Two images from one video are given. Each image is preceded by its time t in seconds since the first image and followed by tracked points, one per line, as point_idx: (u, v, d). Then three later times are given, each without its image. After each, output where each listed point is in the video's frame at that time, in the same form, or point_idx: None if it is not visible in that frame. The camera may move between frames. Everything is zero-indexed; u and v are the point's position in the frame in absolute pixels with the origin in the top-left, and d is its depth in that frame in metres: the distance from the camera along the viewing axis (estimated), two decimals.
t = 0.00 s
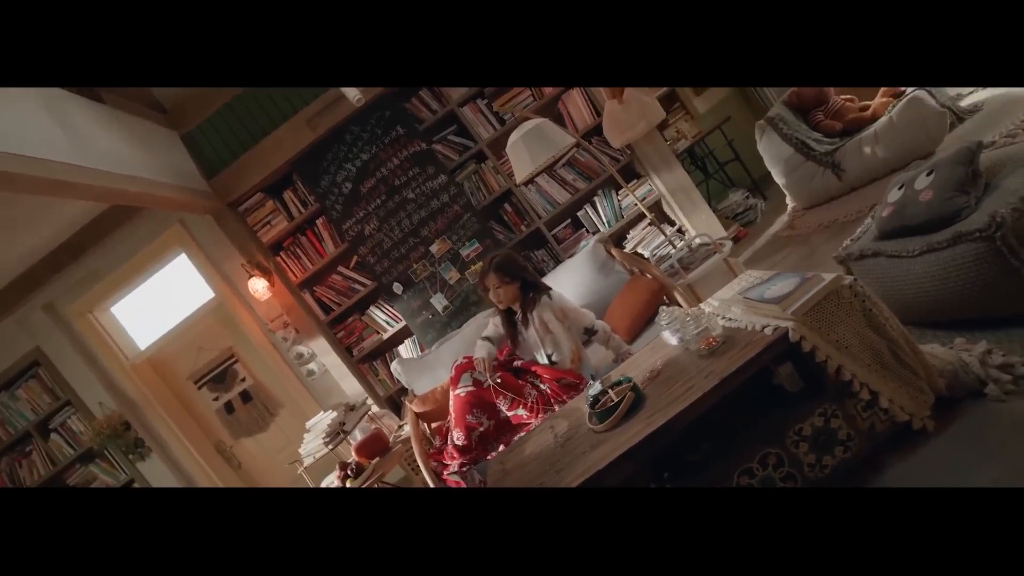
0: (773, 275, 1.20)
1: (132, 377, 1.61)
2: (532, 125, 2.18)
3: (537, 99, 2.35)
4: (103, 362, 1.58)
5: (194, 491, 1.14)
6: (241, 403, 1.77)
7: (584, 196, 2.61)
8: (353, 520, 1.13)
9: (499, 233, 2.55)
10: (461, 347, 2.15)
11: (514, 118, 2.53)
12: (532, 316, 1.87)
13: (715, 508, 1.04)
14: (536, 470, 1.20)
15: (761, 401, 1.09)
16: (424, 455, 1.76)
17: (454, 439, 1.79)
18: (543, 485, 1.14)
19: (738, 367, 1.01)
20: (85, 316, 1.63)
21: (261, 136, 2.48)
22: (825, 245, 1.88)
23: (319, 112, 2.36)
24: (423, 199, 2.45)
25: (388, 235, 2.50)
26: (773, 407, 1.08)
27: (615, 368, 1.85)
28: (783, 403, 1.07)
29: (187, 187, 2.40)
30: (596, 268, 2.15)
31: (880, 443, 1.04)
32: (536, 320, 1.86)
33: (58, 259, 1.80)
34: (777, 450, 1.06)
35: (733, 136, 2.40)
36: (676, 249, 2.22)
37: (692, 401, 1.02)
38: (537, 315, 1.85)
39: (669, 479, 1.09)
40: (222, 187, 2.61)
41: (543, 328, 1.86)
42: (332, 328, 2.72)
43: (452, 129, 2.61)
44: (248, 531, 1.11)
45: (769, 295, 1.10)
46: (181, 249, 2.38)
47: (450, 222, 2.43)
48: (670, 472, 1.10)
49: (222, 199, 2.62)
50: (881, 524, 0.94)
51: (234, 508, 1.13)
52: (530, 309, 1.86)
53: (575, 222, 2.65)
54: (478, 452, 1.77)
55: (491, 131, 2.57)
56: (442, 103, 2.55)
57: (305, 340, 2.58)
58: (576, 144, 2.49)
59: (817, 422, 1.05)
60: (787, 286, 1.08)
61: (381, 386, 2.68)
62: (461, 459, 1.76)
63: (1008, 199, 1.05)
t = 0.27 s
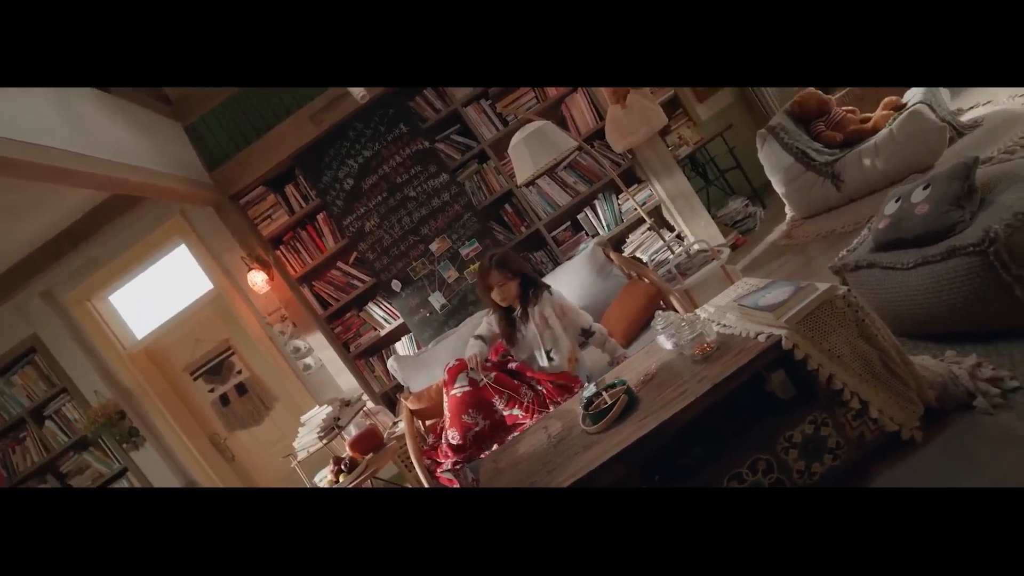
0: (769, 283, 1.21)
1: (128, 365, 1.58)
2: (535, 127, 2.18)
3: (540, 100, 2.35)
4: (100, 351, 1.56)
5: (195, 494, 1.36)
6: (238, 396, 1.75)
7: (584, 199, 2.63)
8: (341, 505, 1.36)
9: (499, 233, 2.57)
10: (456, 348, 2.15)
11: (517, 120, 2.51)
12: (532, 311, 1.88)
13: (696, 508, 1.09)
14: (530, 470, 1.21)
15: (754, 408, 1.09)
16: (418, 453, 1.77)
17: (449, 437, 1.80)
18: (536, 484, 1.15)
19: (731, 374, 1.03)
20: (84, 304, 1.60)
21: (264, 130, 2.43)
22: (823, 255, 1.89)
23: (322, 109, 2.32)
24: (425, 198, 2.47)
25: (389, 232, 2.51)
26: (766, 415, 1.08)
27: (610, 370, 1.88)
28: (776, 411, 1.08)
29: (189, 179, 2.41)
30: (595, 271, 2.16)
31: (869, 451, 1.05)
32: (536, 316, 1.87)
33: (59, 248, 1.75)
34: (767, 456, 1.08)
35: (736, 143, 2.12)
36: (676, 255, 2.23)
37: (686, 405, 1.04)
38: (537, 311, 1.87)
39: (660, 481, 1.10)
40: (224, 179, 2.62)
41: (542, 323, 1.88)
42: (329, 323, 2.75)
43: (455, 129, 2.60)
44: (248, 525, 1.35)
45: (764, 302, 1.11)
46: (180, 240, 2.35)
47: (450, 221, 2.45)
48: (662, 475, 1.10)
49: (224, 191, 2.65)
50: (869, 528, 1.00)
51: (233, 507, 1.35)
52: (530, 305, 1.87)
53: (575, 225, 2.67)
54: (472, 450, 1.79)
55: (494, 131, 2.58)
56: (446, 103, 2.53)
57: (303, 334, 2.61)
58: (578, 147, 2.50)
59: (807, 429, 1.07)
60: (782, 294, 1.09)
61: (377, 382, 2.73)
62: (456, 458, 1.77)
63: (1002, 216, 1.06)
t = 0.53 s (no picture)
0: (765, 288, 1.23)
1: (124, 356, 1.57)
2: (538, 128, 2.20)
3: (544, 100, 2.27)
4: (98, 341, 1.57)
5: (194, 494, 1.59)
6: (235, 389, 1.72)
7: (584, 201, 2.65)
8: (341, 501, 1.60)
9: (500, 232, 2.53)
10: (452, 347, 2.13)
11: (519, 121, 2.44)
12: (531, 308, 1.87)
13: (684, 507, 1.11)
14: (524, 469, 1.22)
15: (744, 412, 1.11)
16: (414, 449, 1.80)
17: (445, 436, 1.85)
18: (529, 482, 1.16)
19: (726, 377, 1.04)
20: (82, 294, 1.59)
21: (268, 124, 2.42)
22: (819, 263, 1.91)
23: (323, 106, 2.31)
24: (426, 196, 2.44)
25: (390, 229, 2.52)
26: (759, 419, 1.10)
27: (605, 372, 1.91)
28: (769, 414, 1.10)
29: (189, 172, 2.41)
30: (593, 273, 2.17)
31: (861, 457, 1.06)
32: (536, 314, 1.87)
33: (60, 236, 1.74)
34: (758, 458, 1.10)
35: (736, 149, 2.13)
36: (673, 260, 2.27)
37: (680, 407, 1.05)
38: (538, 308, 1.87)
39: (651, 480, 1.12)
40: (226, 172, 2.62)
41: (542, 321, 1.88)
42: (327, 318, 2.81)
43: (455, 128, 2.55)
44: (249, 520, 1.62)
45: (760, 308, 1.12)
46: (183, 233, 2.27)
47: (450, 220, 2.43)
48: (654, 476, 1.12)
49: (226, 183, 2.66)
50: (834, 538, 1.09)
51: (233, 505, 1.61)
52: (530, 302, 1.86)
53: (574, 226, 2.70)
54: (467, 448, 1.83)
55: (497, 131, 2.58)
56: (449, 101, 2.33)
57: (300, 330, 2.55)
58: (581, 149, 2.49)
59: (799, 433, 1.08)
60: (778, 300, 1.10)
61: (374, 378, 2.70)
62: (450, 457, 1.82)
63: (997, 228, 1.07)
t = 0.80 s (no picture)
0: (761, 297, 1.24)
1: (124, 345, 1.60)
2: (540, 130, 2.21)
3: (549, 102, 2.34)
4: (96, 329, 1.55)
5: (194, 494, 1.47)
6: (231, 380, 1.76)
7: (585, 204, 2.67)
8: (346, 500, 1.48)
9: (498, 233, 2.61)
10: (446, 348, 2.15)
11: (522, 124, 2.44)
12: (533, 307, 1.89)
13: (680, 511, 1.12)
14: (517, 469, 1.22)
15: (734, 418, 1.13)
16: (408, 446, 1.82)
17: (439, 434, 1.85)
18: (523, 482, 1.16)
19: (717, 382, 1.06)
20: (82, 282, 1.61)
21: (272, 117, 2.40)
22: (817, 272, 1.92)
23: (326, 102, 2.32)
24: (429, 195, 2.48)
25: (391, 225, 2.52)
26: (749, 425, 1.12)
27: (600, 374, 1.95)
28: (758, 421, 1.12)
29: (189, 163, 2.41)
30: (591, 276, 2.18)
31: (847, 465, 1.08)
32: (536, 313, 1.89)
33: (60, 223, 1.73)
34: (748, 464, 1.12)
35: (737, 156, 1.98)
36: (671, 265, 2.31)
37: (673, 411, 1.06)
38: (537, 307, 1.89)
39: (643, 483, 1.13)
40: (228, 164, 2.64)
41: (541, 319, 1.90)
42: (325, 314, 2.81)
43: (459, 128, 2.56)
44: (250, 522, 1.47)
45: (754, 315, 1.13)
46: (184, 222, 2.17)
47: (450, 219, 2.47)
48: (645, 479, 1.13)
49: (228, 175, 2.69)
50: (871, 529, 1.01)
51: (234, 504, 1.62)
52: (530, 301, 1.88)
53: (573, 229, 2.74)
54: (460, 446, 1.86)
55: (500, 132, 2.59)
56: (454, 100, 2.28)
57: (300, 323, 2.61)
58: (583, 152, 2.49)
59: (787, 441, 1.10)
60: (772, 308, 1.12)
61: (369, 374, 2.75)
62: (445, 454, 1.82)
63: (992, 243, 1.08)
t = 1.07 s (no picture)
0: (755, 304, 1.25)
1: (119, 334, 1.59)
2: (543, 133, 2.22)
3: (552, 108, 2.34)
4: (94, 318, 1.58)
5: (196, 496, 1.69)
6: (228, 372, 1.65)
7: (587, 206, 2.61)
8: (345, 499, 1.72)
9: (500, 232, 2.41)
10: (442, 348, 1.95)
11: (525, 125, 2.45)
12: (534, 306, 1.92)
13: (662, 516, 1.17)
14: (509, 467, 1.23)
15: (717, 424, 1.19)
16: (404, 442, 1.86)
17: (436, 434, 1.91)
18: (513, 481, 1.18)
19: (710, 386, 1.07)
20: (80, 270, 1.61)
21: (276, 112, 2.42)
22: (814, 282, 1.93)
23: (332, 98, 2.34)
24: (429, 193, 2.41)
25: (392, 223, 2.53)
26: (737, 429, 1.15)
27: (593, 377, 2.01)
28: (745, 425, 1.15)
29: (195, 155, 2.41)
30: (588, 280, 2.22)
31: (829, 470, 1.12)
32: (535, 314, 1.94)
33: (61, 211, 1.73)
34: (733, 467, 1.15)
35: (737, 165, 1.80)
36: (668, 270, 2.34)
37: (666, 414, 1.08)
38: (537, 307, 1.92)
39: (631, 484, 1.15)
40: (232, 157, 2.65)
41: (541, 319, 1.95)
42: (323, 310, 2.70)
43: (462, 127, 2.52)
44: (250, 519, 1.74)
45: (750, 323, 1.14)
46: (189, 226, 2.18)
47: (452, 217, 2.40)
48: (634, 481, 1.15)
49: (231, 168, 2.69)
50: None
51: (232, 504, 1.71)
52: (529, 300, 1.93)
53: (574, 232, 2.66)
54: (456, 443, 1.90)
55: (503, 133, 2.60)
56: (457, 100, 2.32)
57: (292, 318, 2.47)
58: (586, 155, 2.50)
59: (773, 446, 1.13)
60: (767, 317, 1.13)
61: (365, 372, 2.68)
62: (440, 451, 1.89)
63: (986, 259, 1.10)
